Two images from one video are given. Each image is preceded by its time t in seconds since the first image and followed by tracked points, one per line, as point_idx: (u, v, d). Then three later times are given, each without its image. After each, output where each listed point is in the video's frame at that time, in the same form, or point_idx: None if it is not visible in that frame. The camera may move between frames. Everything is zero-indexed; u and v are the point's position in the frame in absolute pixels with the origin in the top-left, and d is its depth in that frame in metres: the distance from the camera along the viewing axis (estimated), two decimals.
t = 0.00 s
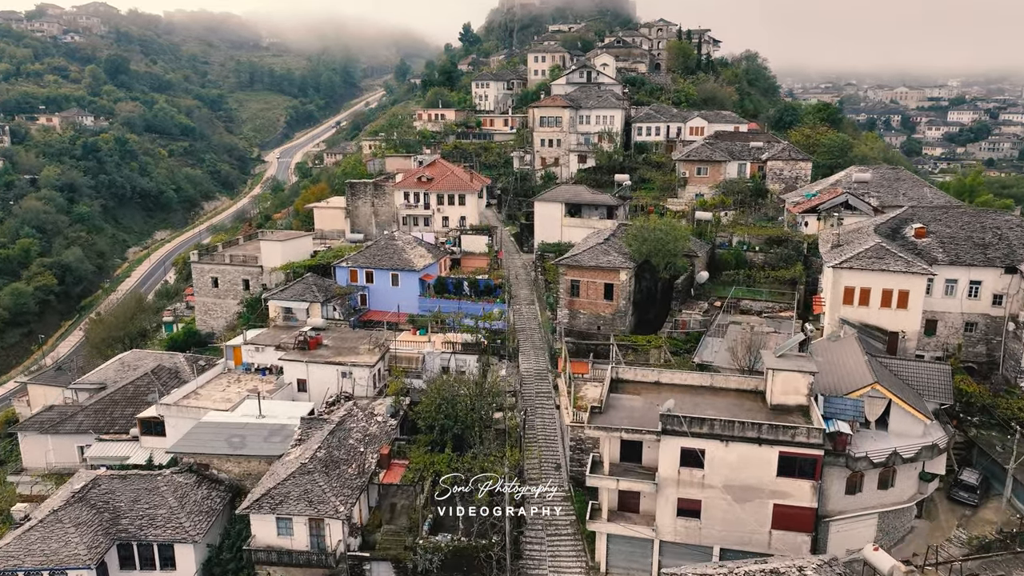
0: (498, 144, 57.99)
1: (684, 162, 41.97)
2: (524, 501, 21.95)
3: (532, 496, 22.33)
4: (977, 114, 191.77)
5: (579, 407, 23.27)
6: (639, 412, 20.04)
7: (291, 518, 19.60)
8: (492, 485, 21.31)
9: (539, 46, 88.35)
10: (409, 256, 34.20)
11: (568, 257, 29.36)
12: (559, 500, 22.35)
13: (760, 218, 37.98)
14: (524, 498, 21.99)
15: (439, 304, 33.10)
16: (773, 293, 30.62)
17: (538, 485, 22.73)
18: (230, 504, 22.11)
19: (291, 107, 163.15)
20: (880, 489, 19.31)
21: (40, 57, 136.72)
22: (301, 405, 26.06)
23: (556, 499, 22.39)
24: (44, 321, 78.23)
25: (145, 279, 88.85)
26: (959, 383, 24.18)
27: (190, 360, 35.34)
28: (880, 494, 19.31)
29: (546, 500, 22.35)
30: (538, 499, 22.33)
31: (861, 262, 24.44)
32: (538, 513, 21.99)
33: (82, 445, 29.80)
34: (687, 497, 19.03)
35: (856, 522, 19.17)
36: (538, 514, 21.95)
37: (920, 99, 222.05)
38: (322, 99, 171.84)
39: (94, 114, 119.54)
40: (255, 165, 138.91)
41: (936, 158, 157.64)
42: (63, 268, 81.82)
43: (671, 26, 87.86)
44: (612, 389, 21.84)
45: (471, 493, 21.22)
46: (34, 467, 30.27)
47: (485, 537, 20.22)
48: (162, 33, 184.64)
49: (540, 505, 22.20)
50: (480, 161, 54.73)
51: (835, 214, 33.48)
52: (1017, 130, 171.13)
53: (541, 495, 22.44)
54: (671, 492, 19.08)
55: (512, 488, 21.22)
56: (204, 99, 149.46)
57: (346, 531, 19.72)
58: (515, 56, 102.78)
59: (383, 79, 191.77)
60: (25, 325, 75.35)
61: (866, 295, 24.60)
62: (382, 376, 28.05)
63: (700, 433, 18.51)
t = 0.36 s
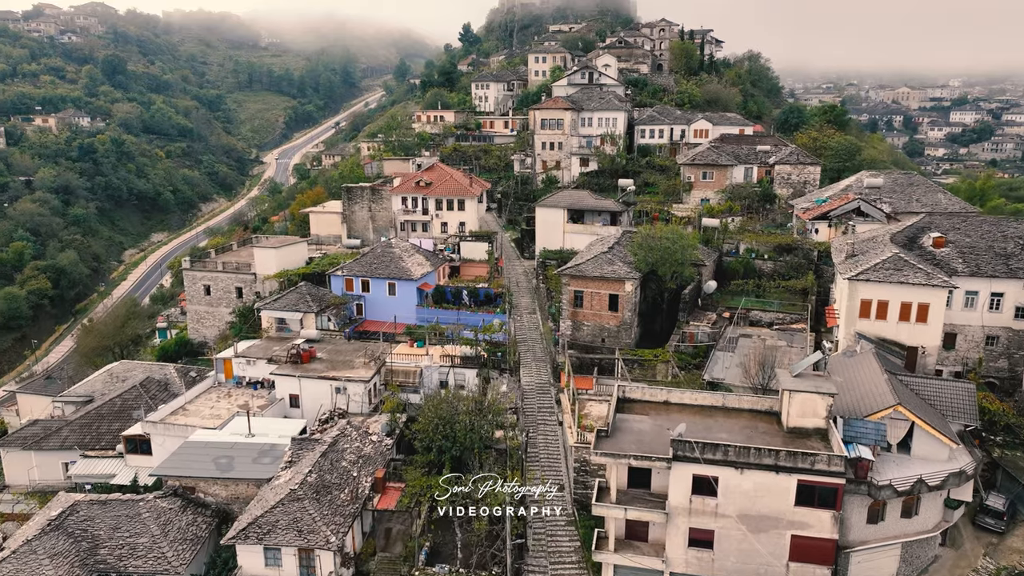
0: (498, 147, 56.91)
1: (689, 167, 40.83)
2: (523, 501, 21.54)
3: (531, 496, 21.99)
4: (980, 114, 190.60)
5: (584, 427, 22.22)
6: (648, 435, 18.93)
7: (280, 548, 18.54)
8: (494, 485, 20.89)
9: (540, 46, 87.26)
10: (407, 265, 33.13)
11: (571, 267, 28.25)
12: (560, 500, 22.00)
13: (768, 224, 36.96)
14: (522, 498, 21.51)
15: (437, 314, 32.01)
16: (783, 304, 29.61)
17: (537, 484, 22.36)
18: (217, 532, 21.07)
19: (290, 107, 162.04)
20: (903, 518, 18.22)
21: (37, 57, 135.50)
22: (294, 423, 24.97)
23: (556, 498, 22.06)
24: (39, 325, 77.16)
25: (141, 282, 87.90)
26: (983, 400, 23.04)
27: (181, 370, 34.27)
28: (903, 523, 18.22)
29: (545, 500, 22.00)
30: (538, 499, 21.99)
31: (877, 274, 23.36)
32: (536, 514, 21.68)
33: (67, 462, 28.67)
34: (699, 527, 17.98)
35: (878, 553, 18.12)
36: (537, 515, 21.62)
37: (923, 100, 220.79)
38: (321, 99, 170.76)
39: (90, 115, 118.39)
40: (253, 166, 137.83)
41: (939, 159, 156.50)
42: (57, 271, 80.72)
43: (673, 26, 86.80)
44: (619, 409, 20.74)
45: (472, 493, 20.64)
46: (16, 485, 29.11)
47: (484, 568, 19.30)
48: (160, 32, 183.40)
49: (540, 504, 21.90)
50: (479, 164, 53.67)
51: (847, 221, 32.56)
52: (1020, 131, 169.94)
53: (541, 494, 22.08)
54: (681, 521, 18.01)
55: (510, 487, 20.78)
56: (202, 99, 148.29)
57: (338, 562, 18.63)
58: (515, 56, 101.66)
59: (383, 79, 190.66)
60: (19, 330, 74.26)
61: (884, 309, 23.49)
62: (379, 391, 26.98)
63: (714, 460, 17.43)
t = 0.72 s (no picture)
0: (498, 150, 55.89)
1: (694, 171, 39.71)
2: (522, 500, 21.34)
3: (531, 496, 21.72)
4: (981, 115, 189.71)
5: (589, 451, 21.15)
6: (658, 462, 17.85)
7: None
8: (492, 485, 21.45)
9: (540, 47, 86.20)
10: (403, 274, 32.02)
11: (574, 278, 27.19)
12: (560, 500, 21.71)
13: (776, 231, 35.89)
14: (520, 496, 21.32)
15: (435, 325, 30.94)
16: (794, 315, 28.63)
17: (538, 485, 22.17)
18: (202, 561, 20.00)
19: (288, 108, 160.86)
20: (929, 551, 17.19)
21: (33, 57, 134.27)
22: (285, 443, 23.88)
23: (556, 499, 21.76)
24: (32, 330, 75.98)
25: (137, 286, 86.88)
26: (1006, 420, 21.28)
27: (170, 383, 33.19)
28: (929, 556, 17.19)
29: (545, 500, 21.71)
30: (539, 499, 21.74)
31: (895, 288, 22.27)
32: (538, 514, 21.37)
33: (49, 480, 27.55)
34: (712, 562, 16.90)
35: None
36: (538, 515, 21.33)
37: (924, 100, 219.82)
38: (319, 100, 169.65)
39: (86, 116, 117.20)
40: (251, 167, 136.70)
41: (941, 159, 155.61)
42: (51, 275, 79.55)
43: (675, 27, 85.79)
44: (626, 432, 19.68)
45: (472, 492, 21.06)
46: None
47: None
48: (158, 33, 182.19)
49: (542, 506, 21.60)
50: (479, 168, 52.64)
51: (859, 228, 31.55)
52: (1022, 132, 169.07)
53: (542, 496, 21.86)
54: (693, 555, 16.94)
55: (510, 488, 21.30)
56: (199, 100, 147.14)
57: None
58: (515, 56, 100.55)
59: (382, 80, 189.50)
60: (11, 335, 73.08)
61: (903, 324, 22.40)
62: (374, 408, 25.90)
63: (728, 491, 16.38)
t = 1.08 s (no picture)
0: (497, 153, 54.88)
1: (698, 177, 38.54)
2: (523, 501, 21.10)
3: (530, 496, 21.34)
4: (982, 116, 188.93)
5: (594, 476, 20.02)
6: (667, 493, 16.74)
7: None
8: (493, 485, 21.05)
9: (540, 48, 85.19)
10: (400, 285, 30.89)
11: (576, 291, 26.06)
12: (561, 500, 21.30)
13: (784, 239, 34.84)
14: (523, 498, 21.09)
15: (433, 338, 29.84)
16: (804, 328, 27.66)
17: (539, 484, 21.78)
18: None
19: (285, 109, 159.62)
20: None
21: (27, 57, 132.90)
22: (274, 466, 22.81)
23: (556, 499, 21.34)
24: (24, 335, 74.75)
25: (131, 290, 85.71)
26: None
27: (159, 396, 32.12)
28: None
29: (545, 500, 21.30)
30: (539, 499, 21.36)
31: (914, 304, 21.16)
32: (539, 515, 20.99)
33: (30, 501, 26.36)
34: None
35: None
36: (538, 515, 20.97)
37: (924, 100, 219.03)
38: (317, 100, 168.51)
39: (81, 117, 115.93)
40: (248, 168, 135.57)
41: (942, 160, 154.86)
42: (43, 279, 78.31)
43: (676, 27, 84.78)
44: (633, 458, 18.60)
45: (471, 493, 20.52)
46: None
47: None
48: (154, 33, 180.85)
49: (540, 505, 21.21)
50: (478, 172, 51.63)
51: (870, 237, 30.56)
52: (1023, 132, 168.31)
53: (541, 496, 21.43)
54: None
55: (510, 486, 21.03)
56: (196, 100, 145.88)
57: None
58: (514, 57, 99.45)
59: (380, 80, 188.47)
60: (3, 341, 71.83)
61: (922, 342, 21.31)
62: (368, 428, 24.84)
63: (744, 528, 15.35)
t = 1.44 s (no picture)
0: (495, 157, 53.88)
1: (702, 183, 37.59)
2: (523, 500, 20.86)
3: (530, 496, 21.16)
4: (982, 116, 188.12)
5: (598, 506, 18.89)
6: (677, 530, 15.61)
7: None
8: (493, 484, 20.74)
9: (538, 49, 84.19)
10: (394, 297, 29.76)
11: (578, 305, 24.97)
12: (560, 499, 21.04)
13: (791, 248, 33.84)
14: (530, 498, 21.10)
15: (429, 353, 28.74)
16: (814, 343, 26.70)
17: (539, 484, 21.67)
18: None
19: (282, 110, 158.33)
20: None
21: (21, 58, 131.44)
22: (261, 493, 21.73)
23: (556, 497, 21.17)
24: (14, 341, 73.54)
25: (124, 295, 84.51)
26: None
27: (145, 412, 30.99)
28: None
29: (545, 500, 21.10)
30: (539, 499, 21.16)
31: (934, 322, 20.11)
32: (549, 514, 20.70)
33: (7, 525, 25.09)
34: None
35: None
36: (539, 514, 20.64)
37: (923, 101, 218.35)
38: (314, 101, 167.33)
39: (75, 118, 114.60)
40: (244, 170, 134.39)
41: (941, 161, 154.04)
42: (34, 283, 77.08)
43: (676, 28, 83.83)
44: (640, 488, 17.47)
45: (471, 494, 20.19)
46: None
47: None
48: (150, 33, 179.42)
49: (548, 505, 20.91)
50: (476, 177, 50.65)
51: (881, 247, 29.56)
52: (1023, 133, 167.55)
53: (542, 495, 21.29)
54: None
55: (508, 486, 20.97)
56: (191, 102, 144.63)
57: None
58: (512, 58, 98.36)
59: (377, 81, 187.29)
60: None
61: (942, 361, 20.27)
62: (360, 449, 23.78)
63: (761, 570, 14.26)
